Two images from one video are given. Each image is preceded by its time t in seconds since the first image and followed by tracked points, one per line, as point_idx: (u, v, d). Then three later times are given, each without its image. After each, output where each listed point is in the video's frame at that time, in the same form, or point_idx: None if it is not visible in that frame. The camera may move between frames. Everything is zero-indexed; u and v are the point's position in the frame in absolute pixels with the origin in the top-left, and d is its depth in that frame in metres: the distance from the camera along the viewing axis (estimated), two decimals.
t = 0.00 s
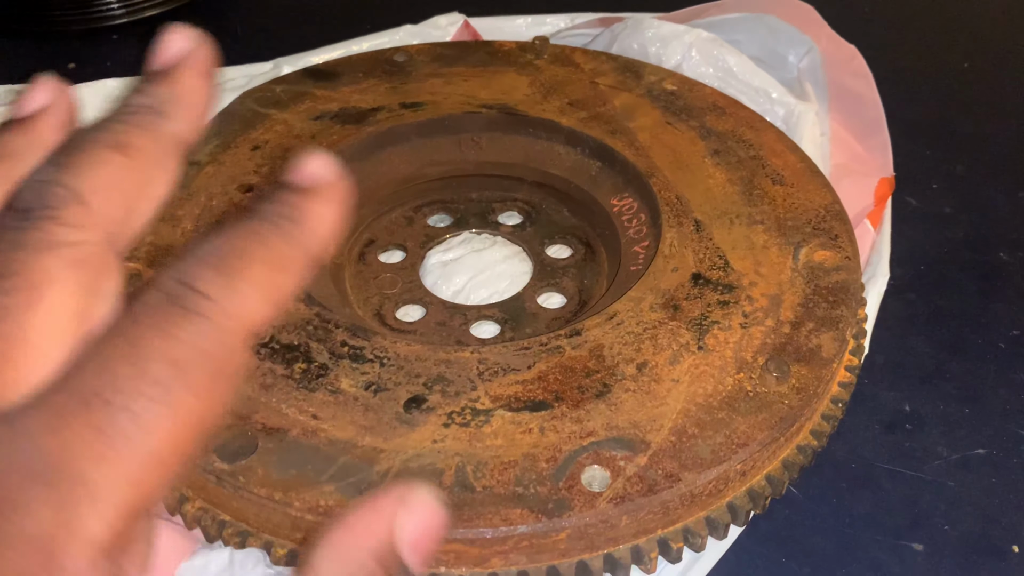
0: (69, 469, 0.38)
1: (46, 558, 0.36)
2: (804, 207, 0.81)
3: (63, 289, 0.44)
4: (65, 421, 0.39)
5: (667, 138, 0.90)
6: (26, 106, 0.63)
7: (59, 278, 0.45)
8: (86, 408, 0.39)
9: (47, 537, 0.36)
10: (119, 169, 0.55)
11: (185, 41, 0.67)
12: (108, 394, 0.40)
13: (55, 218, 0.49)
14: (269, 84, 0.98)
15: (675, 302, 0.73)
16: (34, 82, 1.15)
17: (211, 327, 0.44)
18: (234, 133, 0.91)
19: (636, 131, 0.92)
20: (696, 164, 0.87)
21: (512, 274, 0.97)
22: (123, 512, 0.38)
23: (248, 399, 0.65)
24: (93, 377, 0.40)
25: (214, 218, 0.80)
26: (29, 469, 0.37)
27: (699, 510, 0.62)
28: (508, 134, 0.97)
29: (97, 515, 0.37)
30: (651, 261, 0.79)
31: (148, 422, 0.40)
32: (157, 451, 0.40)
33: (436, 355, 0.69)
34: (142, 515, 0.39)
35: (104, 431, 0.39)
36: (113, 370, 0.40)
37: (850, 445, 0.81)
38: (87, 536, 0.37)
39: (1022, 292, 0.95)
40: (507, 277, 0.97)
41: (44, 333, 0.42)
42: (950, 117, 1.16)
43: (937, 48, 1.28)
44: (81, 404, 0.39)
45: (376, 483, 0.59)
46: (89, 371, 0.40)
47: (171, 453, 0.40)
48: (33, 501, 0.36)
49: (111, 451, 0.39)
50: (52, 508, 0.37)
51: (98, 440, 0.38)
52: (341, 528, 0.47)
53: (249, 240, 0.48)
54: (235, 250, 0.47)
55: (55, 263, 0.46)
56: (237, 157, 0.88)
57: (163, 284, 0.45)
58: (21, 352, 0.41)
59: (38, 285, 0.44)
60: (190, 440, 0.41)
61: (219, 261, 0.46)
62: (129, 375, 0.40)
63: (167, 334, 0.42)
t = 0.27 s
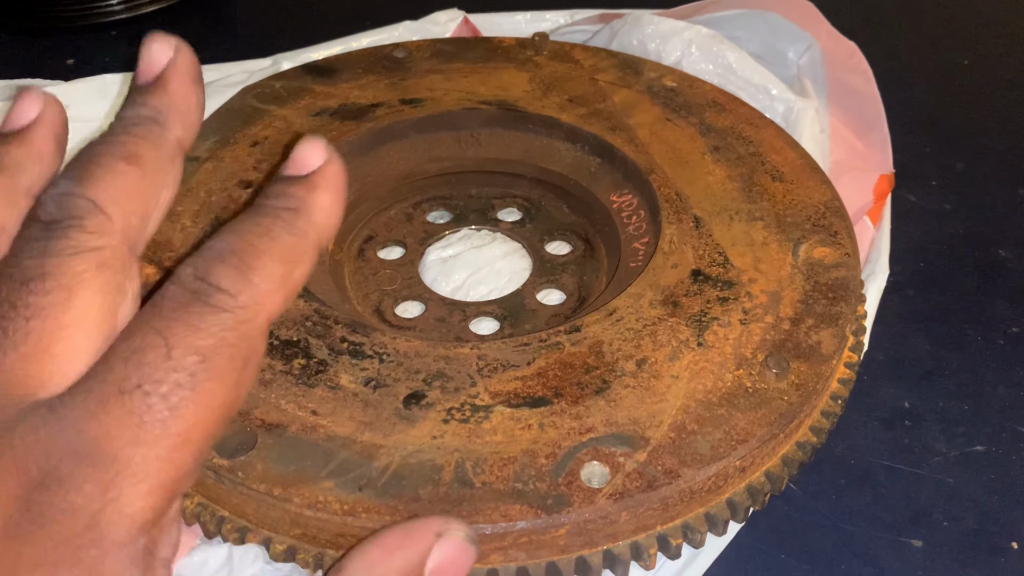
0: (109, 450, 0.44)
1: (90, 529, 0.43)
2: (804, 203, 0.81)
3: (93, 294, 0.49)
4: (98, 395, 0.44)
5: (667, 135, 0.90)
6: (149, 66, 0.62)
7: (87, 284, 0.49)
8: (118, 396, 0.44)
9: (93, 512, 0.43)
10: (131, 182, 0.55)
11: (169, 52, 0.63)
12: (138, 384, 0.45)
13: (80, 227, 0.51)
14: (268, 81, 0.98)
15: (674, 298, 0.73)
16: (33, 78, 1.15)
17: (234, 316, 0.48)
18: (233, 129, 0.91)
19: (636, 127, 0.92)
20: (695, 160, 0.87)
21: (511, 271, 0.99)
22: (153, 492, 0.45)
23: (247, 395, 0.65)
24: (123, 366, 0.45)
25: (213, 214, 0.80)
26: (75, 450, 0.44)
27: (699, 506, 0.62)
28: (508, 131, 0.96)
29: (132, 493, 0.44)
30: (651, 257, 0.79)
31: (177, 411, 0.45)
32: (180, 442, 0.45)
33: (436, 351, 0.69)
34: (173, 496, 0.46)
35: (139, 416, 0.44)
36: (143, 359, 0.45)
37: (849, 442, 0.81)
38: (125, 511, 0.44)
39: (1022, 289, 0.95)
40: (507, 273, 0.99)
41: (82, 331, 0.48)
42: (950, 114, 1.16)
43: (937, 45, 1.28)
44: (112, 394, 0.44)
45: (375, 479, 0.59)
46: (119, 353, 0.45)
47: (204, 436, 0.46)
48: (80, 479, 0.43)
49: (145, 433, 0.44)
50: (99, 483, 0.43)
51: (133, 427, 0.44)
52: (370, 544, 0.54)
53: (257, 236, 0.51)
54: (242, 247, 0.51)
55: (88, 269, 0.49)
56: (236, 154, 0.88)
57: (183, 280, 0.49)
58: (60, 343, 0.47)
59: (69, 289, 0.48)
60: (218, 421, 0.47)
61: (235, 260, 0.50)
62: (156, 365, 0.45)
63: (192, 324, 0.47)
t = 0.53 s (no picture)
0: (116, 481, 0.42)
1: (91, 556, 0.42)
2: (802, 202, 0.81)
3: (71, 289, 0.45)
4: (108, 420, 0.42)
5: (665, 133, 0.90)
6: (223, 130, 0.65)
7: (64, 280, 0.45)
8: (130, 422, 0.42)
9: (94, 541, 0.42)
10: (123, 180, 0.52)
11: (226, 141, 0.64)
12: (150, 410, 0.42)
13: (52, 218, 0.47)
14: (264, 76, 0.98)
15: (671, 297, 0.72)
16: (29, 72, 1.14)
17: (257, 340, 0.45)
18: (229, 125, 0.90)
19: (634, 125, 0.91)
20: (693, 159, 0.87)
21: (507, 269, 0.98)
22: (156, 521, 0.43)
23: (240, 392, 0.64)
24: (134, 389, 0.42)
25: (208, 209, 0.79)
26: (84, 476, 0.42)
27: (694, 506, 0.62)
28: (505, 128, 0.96)
29: (136, 524, 0.43)
30: (648, 255, 0.79)
31: (189, 442, 0.42)
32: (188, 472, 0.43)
33: (431, 349, 0.68)
34: (181, 523, 0.45)
35: (149, 446, 0.42)
36: (157, 382, 0.42)
37: (846, 442, 0.81)
38: (127, 542, 0.43)
39: (1020, 290, 0.94)
40: (502, 271, 0.98)
41: (65, 333, 0.45)
42: (950, 113, 1.16)
43: (936, 45, 1.27)
44: (123, 419, 0.42)
45: (368, 477, 0.59)
46: (135, 371, 0.42)
47: (217, 462, 0.44)
48: (84, 507, 0.42)
49: (153, 464, 0.42)
50: (101, 510, 0.42)
51: (140, 456, 0.42)
52: (365, 556, 0.55)
53: (300, 266, 0.49)
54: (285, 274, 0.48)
55: (58, 262, 0.45)
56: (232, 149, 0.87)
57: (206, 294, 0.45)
58: (46, 345, 0.44)
59: (41, 285, 0.44)
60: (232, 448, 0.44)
61: (270, 280, 0.47)
62: (170, 391, 0.42)
63: (216, 348, 0.43)
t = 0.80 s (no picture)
0: (125, 475, 0.42)
1: (94, 550, 0.42)
2: (805, 203, 0.81)
3: (100, 288, 0.48)
4: (120, 413, 0.43)
5: (668, 133, 0.90)
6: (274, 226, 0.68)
7: (92, 281, 0.48)
8: (142, 416, 0.43)
9: (99, 535, 0.42)
10: (169, 206, 0.56)
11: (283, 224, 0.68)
12: (164, 404, 0.43)
13: (93, 218, 0.51)
14: (268, 73, 0.98)
15: (674, 296, 0.72)
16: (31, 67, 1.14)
17: (270, 348, 0.48)
18: (232, 122, 0.90)
19: (637, 124, 0.91)
20: (696, 158, 0.87)
21: (510, 267, 0.98)
22: (161, 518, 0.44)
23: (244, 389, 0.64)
24: (150, 382, 0.43)
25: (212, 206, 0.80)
26: (91, 469, 0.42)
27: (696, 505, 0.62)
28: (508, 126, 0.97)
29: (140, 519, 0.43)
30: (651, 255, 0.79)
31: (199, 440, 0.43)
32: (197, 471, 0.44)
33: (434, 347, 0.68)
34: (184, 524, 0.45)
35: (161, 441, 0.42)
36: (173, 378, 0.43)
37: (847, 442, 0.81)
38: (131, 538, 0.43)
39: (1021, 292, 0.95)
40: (505, 269, 0.98)
41: (86, 332, 0.47)
42: (951, 115, 1.16)
43: (938, 46, 1.28)
44: (135, 412, 0.43)
45: (371, 474, 0.59)
46: (152, 366, 0.44)
47: (225, 463, 0.45)
48: (90, 499, 0.42)
49: (162, 460, 0.43)
50: (107, 503, 0.42)
51: (150, 450, 0.42)
52: (370, 552, 0.55)
53: (319, 306, 0.54)
54: (307, 306, 0.53)
55: (91, 259, 0.49)
56: (235, 146, 0.87)
57: (219, 311, 0.48)
58: (66, 342, 0.46)
59: (71, 282, 0.47)
60: (239, 452, 0.45)
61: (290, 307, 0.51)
62: (186, 387, 0.43)
63: (231, 350, 0.46)
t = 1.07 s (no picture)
0: (109, 477, 0.42)
1: (72, 551, 0.42)
2: (798, 208, 0.81)
3: (90, 293, 0.48)
4: (109, 414, 0.43)
5: (662, 136, 0.90)
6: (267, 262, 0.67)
7: (83, 285, 0.48)
8: (130, 419, 0.42)
9: (77, 535, 0.42)
10: (165, 217, 0.55)
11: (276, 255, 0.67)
12: (152, 410, 0.43)
13: (87, 221, 0.50)
14: (261, 73, 0.97)
15: (666, 302, 0.72)
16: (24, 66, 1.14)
17: (263, 366, 0.47)
18: (225, 122, 0.90)
19: (631, 128, 0.91)
20: (690, 163, 0.86)
21: (503, 270, 0.97)
22: (141, 526, 0.43)
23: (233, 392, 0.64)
24: (139, 387, 0.43)
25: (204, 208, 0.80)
26: (76, 469, 0.42)
27: (686, 512, 0.62)
28: (502, 128, 0.96)
29: (121, 525, 0.43)
30: (643, 259, 0.79)
31: (184, 448, 0.43)
32: (181, 480, 0.43)
33: (424, 351, 0.68)
34: (164, 531, 0.45)
35: (147, 446, 0.42)
36: (163, 385, 0.43)
37: (839, 448, 0.81)
38: (110, 541, 0.43)
39: (1014, 298, 0.95)
40: (498, 272, 0.98)
41: (75, 337, 0.46)
42: (946, 119, 1.16)
43: (934, 50, 1.28)
44: (124, 414, 0.42)
45: (360, 480, 0.59)
46: (144, 370, 0.44)
47: (210, 473, 0.44)
48: (71, 500, 0.42)
49: (147, 465, 0.42)
50: (88, 505, 0.42)
51: (136, 455, 0.42)
52: (357, 553, 0.54)
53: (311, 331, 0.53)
54: (301, 329, 0.52)
55: (83, 263, 0.48)
56: (228, 147, 0.87)
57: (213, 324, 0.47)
58: (55, 346, 0.46)
59: (63, 285, 0.47)
60: (225, 464, 0.45)
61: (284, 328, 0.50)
62: (175, 394, 0.43)
63: (224, 363, 0.45)
